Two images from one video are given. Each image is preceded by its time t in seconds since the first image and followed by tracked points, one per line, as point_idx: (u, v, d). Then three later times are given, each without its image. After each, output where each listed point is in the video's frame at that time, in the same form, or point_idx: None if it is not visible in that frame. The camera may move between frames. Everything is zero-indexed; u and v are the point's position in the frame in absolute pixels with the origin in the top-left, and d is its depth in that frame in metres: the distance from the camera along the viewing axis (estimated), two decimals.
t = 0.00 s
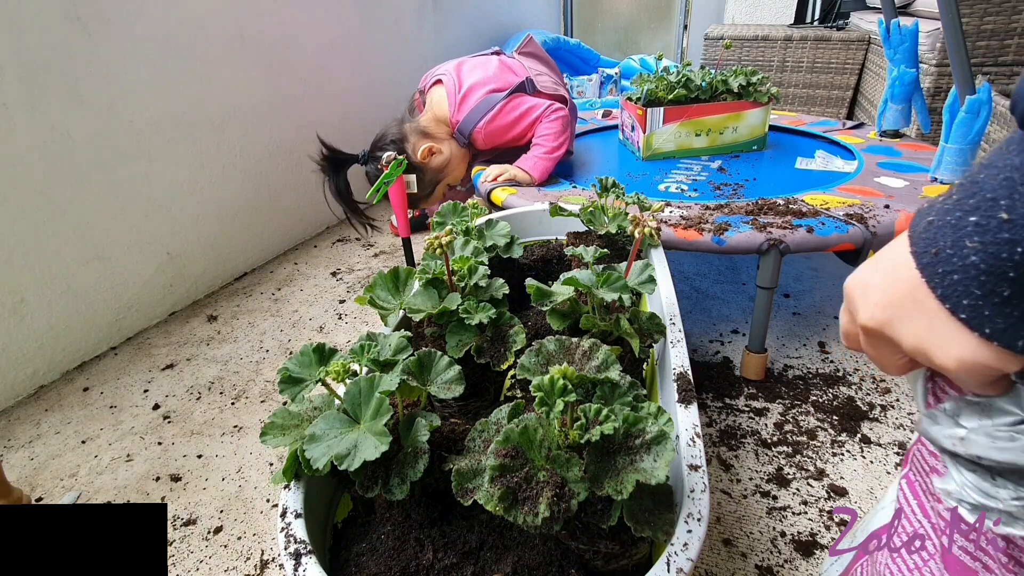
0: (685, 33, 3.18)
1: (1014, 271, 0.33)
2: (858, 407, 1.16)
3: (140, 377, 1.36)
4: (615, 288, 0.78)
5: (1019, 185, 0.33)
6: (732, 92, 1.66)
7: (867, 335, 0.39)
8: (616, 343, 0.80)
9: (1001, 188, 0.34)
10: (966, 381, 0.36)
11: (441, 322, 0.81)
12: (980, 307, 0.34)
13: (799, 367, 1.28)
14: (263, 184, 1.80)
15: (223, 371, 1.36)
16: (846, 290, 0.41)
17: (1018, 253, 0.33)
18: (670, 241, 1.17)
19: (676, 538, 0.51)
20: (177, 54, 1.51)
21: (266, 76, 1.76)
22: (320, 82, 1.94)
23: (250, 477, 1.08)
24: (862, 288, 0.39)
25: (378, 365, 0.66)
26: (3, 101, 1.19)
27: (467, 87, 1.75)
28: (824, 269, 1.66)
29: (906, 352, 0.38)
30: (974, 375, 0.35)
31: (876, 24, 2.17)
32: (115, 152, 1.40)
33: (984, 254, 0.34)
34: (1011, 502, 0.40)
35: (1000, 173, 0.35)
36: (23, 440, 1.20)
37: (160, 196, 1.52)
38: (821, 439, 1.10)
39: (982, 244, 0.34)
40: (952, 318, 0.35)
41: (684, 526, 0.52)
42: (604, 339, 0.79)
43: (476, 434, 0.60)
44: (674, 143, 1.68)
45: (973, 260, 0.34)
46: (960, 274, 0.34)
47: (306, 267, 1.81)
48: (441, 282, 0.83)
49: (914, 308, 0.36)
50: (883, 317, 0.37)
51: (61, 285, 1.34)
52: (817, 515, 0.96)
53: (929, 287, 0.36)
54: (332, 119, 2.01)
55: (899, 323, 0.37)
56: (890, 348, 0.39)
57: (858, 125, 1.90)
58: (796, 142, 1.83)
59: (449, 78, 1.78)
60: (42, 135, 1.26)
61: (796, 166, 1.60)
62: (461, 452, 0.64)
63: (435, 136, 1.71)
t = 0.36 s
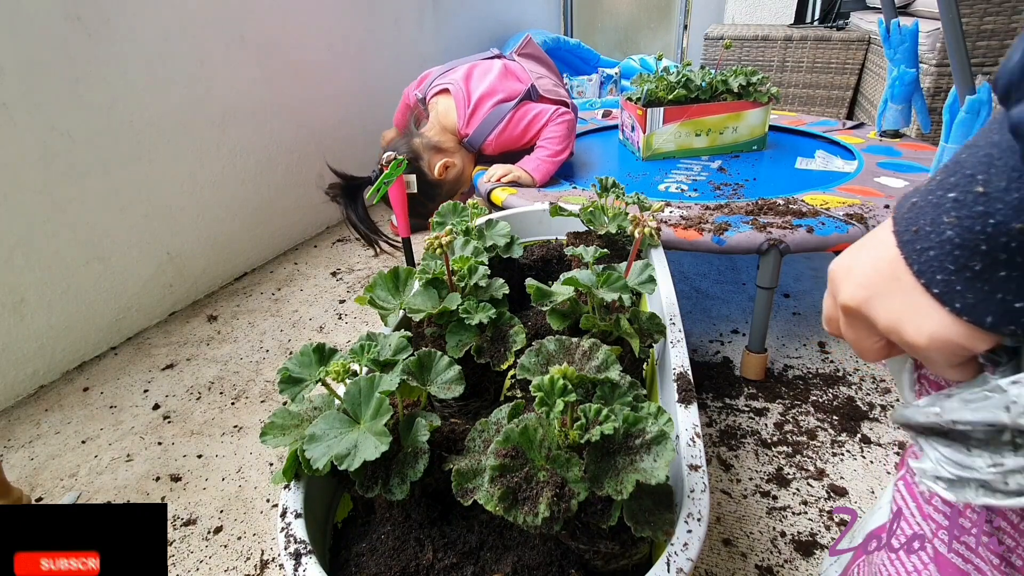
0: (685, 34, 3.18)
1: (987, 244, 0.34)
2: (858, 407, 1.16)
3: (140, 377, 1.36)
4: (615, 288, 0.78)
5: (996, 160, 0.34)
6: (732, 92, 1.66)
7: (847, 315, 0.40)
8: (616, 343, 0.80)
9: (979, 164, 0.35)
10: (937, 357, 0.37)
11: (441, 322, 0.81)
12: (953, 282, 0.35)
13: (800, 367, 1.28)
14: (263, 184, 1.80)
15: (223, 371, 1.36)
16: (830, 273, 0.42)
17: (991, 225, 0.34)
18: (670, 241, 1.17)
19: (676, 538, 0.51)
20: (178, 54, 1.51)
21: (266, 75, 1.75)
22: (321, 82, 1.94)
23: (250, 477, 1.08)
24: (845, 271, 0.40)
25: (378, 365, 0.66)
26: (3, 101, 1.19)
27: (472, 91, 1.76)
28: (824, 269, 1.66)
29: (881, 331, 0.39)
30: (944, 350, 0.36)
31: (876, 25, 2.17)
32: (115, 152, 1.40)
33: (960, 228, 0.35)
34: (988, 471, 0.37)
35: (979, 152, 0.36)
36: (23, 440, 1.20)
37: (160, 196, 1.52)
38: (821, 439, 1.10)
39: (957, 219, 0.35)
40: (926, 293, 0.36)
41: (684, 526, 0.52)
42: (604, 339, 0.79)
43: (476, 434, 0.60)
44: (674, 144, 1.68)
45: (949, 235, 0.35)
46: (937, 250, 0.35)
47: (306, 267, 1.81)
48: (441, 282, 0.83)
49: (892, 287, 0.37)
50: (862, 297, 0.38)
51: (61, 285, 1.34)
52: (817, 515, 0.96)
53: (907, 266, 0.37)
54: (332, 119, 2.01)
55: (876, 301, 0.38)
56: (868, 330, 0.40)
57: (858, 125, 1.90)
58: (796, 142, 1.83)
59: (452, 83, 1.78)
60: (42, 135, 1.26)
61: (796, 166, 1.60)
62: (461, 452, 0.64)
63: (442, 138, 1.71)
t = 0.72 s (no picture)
0: (685, 34, 3.18)
1: None
2: (858, 407, 1.16)
3: (140, 377, 1.36)
4: (616, 288, 0.78)
5: None
6: (732, 92, 1.66)
7: (889, 287, 0.39)
8: (616, 342, 0.80)
9: None
10: (979, 332, 0.35)
11: (441, 322, 0.81)
12: (1003, 253, 0.33)
13: (800, 367, 1.28)
14: (264, 184, 1.80)
15: (223, 371, 1.36)
16: (874, 243, 0.40)
17: None
18: (670, 241, 1.17)
19: (676, 538, 0.51)
20: (178, 54, 1.51)
21: (266, 75, 1.76)
22: (321, 82, 1.94)
23: (250, 477, 1.08)
24: (888, 240, 0.38)
25: (378, 365, 0.66)
26: (3, 101, 1.19)
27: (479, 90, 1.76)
28: (824, 269, 1.66)
29: (924, 304, 0.37)
30: (990, 325, 0.34)
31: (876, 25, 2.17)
32: (115, 151, 1.40)
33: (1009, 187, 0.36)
34: None
35: None
36: (22, 440, 1.20)
37: (160, 196, 1.52)
38: (821, 439, 1.10)
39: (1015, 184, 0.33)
40: (973, 263, 0.34)
41: (684, 526, 0.52)
42: (605, 339, 0.79)
43: (476, 434, 0.60)
44: (674, 143, 1.68)
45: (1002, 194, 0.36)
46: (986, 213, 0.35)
47: (306, 267, 1.81)
48: (441, 282, 0.83)
49: (938, 260, 0.35)
50: (905, 267, 0.36)
51: (61, 286, 1.34)
52: (817, 515, 0.96)
53: (956, 237, 0.35)
54: (332, 119, 2.01)
55: (921, 273, 0.36)
56: (909, 301, 0.38)
57: (858, 125, 1.90)
58: (796, 142, 1.83)
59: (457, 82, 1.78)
60: (42, 135, 1.26)
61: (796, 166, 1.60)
62: (461, 452, 0.64)
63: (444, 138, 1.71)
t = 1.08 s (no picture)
0: (685, 34, 3.19)
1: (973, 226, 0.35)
2: (858, 407, 1.16)
3: (140, 377, 1.36)
4: (616, 288, 0.78)
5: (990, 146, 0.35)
6: (731, 92, 1.67)
7: (828, 290, 0.43)
8: (616, 343, 0.80)
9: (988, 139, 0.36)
10: (917, 331, 0.39)
11: (441, 322, 0.81)
12: (933, 261, 0.36)
13: (799, 367, 1.28)
14: (264, 184, 1.80)
15: (223, 371, 1.36)
16: (814, 250, 0.44)
17: (978, 211, 0.35)
18: (670, 241, 1.17)
19: (676, 538, 0.51)
20: (178, 54, 1.51)
21: (266, 75, 1.75)
22: (320, 82, 1.94)
23: (250, 477, 1.08)
24: (827, 248, 0.42)
25: (378, 365, 0.66)
26: (2, 101, 1.19)
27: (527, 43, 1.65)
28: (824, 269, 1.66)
29: (863, 307, 0.41)
30: (922, 324, 0.39)
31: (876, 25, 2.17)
32: (115, 152, 1.40)
33: (947, 211, 0.36)
34: (975, 414, 0.36)
35: (973, 134, 0.36)
36: (22, 440, 1.20)
37: (159, 196, 1.52)
38: (821, 439, 1.10)
39: (945, 201, 0.36)
40: (908, 269, 0.38)
41: (684, 526, 0.52)
42: (605, 339, 0.79)
43: (476, 434, 0.60)
44: (674, 147, 1.68)
45: (935, 216, 0.36)
46: (920, 229, 0.37)
47: (306, 267, 1.81)
48: (441, 282, 0.83)
49: (876, 266, 0.39)
50: (845, 274, 0.41)
51: (61, 285, 1.34)
52: (817, 515, 0.96)
53: (891, 247, 0.38)
54: (332, 119, 2.01)
55: (856, 281, 0.40)
56: (849, 303, 0.42)
57: (858, 125, 1.90)
58: (795, 142, 1.83)
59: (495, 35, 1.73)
60: (42, 134, 1.26)
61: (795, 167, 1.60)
62: (461, 453, 0.64)
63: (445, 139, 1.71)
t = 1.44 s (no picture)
0: (685, 34, 3.19)
1: None
2: (858, 407, 1.16)
3: (140, 377, 1.36)
4: (615, 288, 0.78)
5: None
6: (731, 92, 1.67)
7: (991, 292, 0.39)
8: (616, 342, 0.80)
9: None
10: None
11: (441, 322, 0.81)
12: None
13: (800, 367, 1.28)
14: (264, 184, 1.80)
15: (223, 371, 1.36)
16: (976, 244, 0.40)
17: None
18: (670, 241, 1.17)
19: (676, 538, 0.51)
20: (178, 54, 1.51)
21: (267, 76, 1.75)
22: (320, 82, 1.94)
23: (250, 477, 1.08)
24: (999, 241, 0.38)
25: (378, 365, 0.66)
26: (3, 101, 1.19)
27: None
28: (824, 269, 1.66)
29: None
30: None
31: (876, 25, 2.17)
32: (115, 152, 1.40)
33: None
34: None
35: None
36: (22, 440, 1.20)
37: (159, 196, 1.52)
38: (821, 439, 1.10)
39: None
40: None
41: (684, 526, 0.52)
42: (604, 339, 0.79)
43: (476, 434, 0.60)
44: (673, 145, 1.68)
45: None
46: None
47: (306, 267, 1.81)
48: (440, 282, 0.83)
49: None
50: (1017, 271, 0.36)
51: (61, 286, 1.34)
52: (817, 515, 0.96)
53: None
54: (332, 119, 2.01)
55: None
56: (1012, 309, 0.38)
57: (858, 125, 1.91)
58: (795, 142, 1.83)
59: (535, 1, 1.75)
60: (42, 135, 1.26)
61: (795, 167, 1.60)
62: (461, 453, 0.64)
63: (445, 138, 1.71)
